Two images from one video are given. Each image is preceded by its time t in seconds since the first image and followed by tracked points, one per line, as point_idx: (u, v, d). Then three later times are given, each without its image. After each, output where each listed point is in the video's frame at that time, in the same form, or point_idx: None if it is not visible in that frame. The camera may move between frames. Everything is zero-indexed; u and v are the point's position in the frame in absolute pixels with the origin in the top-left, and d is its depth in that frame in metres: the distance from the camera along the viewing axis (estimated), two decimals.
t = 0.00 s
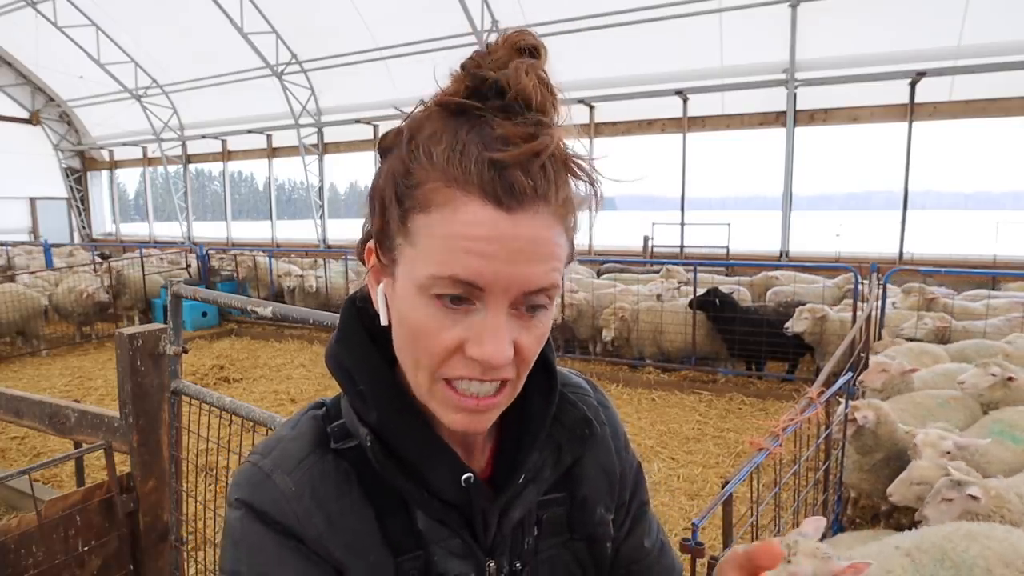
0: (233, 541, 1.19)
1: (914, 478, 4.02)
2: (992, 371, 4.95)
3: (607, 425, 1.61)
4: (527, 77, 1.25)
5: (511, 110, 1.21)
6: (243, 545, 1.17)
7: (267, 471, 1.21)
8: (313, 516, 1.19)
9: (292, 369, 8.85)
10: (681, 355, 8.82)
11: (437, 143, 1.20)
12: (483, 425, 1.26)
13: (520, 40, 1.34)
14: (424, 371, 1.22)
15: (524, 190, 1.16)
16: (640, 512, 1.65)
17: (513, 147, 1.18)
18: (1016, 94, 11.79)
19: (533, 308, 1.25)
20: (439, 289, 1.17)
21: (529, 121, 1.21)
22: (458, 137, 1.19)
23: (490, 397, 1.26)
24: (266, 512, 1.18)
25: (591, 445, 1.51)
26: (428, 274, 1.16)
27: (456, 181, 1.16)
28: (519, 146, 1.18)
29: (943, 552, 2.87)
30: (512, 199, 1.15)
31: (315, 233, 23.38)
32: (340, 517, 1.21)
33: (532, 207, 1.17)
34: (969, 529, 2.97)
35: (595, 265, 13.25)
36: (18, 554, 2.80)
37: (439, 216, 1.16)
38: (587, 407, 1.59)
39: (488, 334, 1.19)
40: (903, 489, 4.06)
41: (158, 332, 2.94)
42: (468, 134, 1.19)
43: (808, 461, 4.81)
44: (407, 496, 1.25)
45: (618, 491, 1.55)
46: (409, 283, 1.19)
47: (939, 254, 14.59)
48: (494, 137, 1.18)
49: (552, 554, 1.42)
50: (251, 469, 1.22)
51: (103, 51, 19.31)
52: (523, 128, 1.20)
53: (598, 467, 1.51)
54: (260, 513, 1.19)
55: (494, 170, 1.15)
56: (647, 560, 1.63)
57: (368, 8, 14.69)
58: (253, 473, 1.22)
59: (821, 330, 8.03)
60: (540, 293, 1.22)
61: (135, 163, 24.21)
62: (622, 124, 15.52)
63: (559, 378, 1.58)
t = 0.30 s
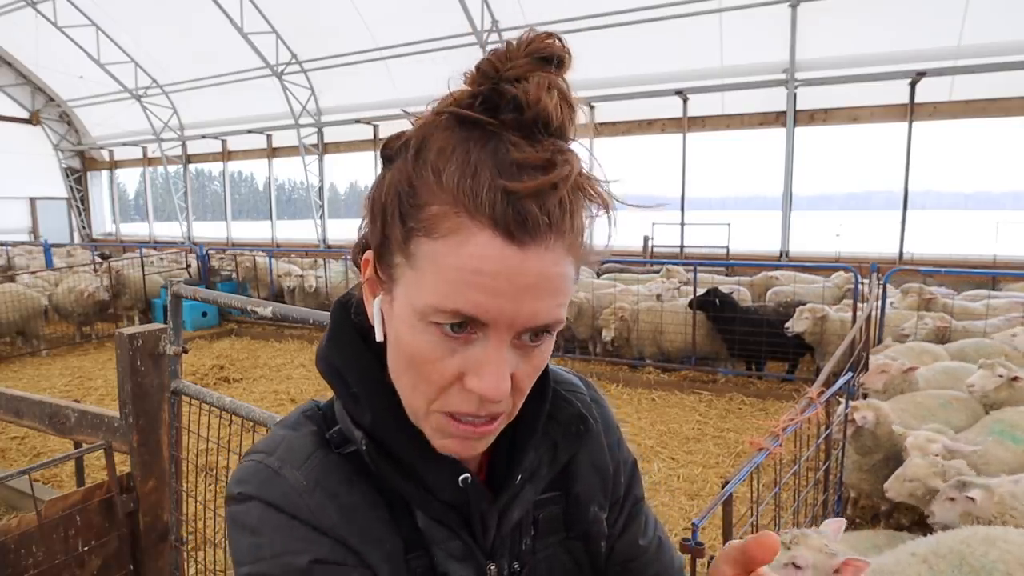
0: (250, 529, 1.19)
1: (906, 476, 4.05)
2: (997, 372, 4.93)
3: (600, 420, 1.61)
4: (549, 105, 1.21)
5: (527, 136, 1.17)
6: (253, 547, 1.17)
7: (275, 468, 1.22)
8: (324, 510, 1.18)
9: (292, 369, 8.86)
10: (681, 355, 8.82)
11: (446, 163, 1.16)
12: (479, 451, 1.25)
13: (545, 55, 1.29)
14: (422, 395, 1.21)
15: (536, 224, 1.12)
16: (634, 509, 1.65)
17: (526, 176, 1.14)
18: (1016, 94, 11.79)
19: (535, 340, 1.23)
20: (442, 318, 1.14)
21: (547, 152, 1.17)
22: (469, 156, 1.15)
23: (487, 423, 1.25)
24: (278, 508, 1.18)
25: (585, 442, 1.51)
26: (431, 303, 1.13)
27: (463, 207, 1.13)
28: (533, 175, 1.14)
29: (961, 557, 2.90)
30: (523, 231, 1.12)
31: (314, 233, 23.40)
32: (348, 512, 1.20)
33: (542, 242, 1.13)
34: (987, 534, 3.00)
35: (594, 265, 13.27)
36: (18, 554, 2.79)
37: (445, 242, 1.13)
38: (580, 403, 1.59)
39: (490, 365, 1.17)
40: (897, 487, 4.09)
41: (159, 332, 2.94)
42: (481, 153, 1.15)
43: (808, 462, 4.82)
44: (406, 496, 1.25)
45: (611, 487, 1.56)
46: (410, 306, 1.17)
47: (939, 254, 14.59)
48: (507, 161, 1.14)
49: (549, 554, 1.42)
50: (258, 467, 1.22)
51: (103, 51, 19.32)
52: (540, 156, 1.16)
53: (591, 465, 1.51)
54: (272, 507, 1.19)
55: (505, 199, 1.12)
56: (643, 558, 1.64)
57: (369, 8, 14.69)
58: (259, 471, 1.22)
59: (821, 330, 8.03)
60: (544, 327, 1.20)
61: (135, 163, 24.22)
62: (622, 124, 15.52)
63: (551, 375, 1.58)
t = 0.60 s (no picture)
0: (232, 565, 1.21)
1: (894, 475, 4.04)
2: (1001, 373, 4.92)
3: (611, 436, 1.60)
4: (505, 72, 1.31)
5: (491, 104, 1.27)
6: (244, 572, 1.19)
7: (264, 495, 1.23)
8: (312, 540, 1.20)
9: (292, 369, 8.86)
10: (681, 355, 8.83)
11: (423, 140, 1.25)
12: (495, 422, 1.26)
13: (492, 42, 1.41)
14: (431, 369, 1.23)
15: (515, 172, 1.21)
16: (645, 523, 1.65)
17: (497, 135, 1.24)
18: (1016, 94, 11.79)
19: (533, 296, 1.28)
20: (440, 282, 1.19)
21: (511, 113, 1.27)
22: (445, 132, 1.25)
23: (502, 389, 1.26)
24: (265, 538, 1.20)
25: (596, 458, 1.51)
26: (428, 268, 1.19)
27: (447, 174, 1.21)
28: (502, 134, 1.25)
29: (961, 558, 2.91)
30: (505, 182, 1.20)
31: (314, 233, 23.41)
32: (342, 542, 1.21)
33: (524, 192, 1.22)
34: (988, 535, 3.00)
35: (594, 265, 13.27)
36: (18, 554, 2.80)
37: (434, 207, 1.20)
38: (592, 418, 1.59)
39: (496, 322, 1.21)
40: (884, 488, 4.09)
41: (159, 332, 2.95)
42: (452, 128, 1.25)
43: (808, 462, 4.82)
44: (408, 518, 1.25)
45: (623, 503, 1.56)
46: (407, 279, 1.22)
47: (939, 254, 14.58)
48: (477, 130, 1.24)
49: (555, 568, 1.42)
50: (247, 493, 1.24)
51: (103, 51, 19.32)
52: (506, 118, 1.26)
53: (601, 482, 1.51)
54: (256, 538, 1.20)
55: (483, 157, 1.21)
56: (651, 571, 1.64)
57: (369, 8, 14.70)
58: (248, 497, 1.23)
59: (821, 330, 8.02)
60: (539, 280, 1.26)
61: (135, 163, 24.22)
62: (622, 124, 15.52)
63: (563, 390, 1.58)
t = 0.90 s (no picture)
0: (229, 558, 1.22)
1: (890, 472, 4.04)
2: (1004, 374, 4.91)
3: (604, 428, 1.60)
4: (468, 68, 1.37)
5: (455, 96, 1.33)
6: (240, 563, 1.21)
7: (258, 488, 1.24)
8: (306, 532, 1.21)
9: (292, 369, 8.86)
10: (681, 355, 8.83)
11: (392, 135, 1.31)
12: (471, 394, 1.27)
13: (456, 45, 1.47)
14: (405, 347, 1.25)
15: (477, 151, 1.25)
16: (639, 515, 1.65)
17: (458, 119, 1.29)
18: (1016, 94, 11.78)
19: (506, 271, 1.30)
20: (412, 259, 1.22)
21: (473, 101, 1.33)
22: (412, 125, 1.31)
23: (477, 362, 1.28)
24: (261, 531, 1.21)
25: (589, 449, 1.51)
26: (400, 248, 1.23)
27: (414, 159, 1.25)
28: (464, 119, 1.30)
29: (955, 554, 2.91)
30: (467, 160, 1.24)
31: (314, 233, 23.42)
32: (334, 532, 1.22)
33: (487, 168, 1.25)
34: (984, 532, 3.00)
35: (594, 265, 13.28)
36: (18, 554, 2.80)
37: (402, 190, 1.24)
38: (585, 411, 1.59)
39: (467, 294, 1.23)
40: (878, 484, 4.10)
41: (158, 331, 2.94)
42: (419, 121, 1.31)
43: (808, 462, 4.82)
44: (402, 506, 1.26)
45: (617, 494, 1.55)
46: (383, 262, 1.25)
47: (939, 254, 14.57)
48: (441, 119, 1.30)
49: (549, 559, 1.43)
50: (243, 486, 1.25)
51: (103, 51, 19.31)
52: (468, 108, 1.32)
53: (596, 473, 1.51)
54: (251, 531, 1.22)
55: (447, 139, 1.26)
56: (645, 563, 1.65)
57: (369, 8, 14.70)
58: (244, 490, 1.25)
59: (821, 330, 8.02)
60: (510, 252, 1.28)
61: (135, 163, 24.19)
62: (622, 124, 15.51)
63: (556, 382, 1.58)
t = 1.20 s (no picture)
0: (227, 553, 1.22)
1: (890, 471, 4.05)
2: (1005, 375, 4.90)
3: (602, 426, 1.61)
4: (476, 71, 1.39)
5: (463, 98, 1.35)
6: (237, 557, 1.21)
7: (257, 481, 1.24)
8: (303, 526, 1.21)
9: (292, 369, 8.86)
10: (681, 356, 8.83)
11: (402, 132, 1.31)
12: (483, 386, 1.27)
13: (462, 50, 1.49)
14: (416, 341, 1.25)
15: (487, 148, 1.26)
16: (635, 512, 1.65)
17: (468, 118, 1.30)
18: (1016, 94, 11.79)
19: (512, 266, 1.30)
20: (424, 253, 1.23)
21: (482, 103, 1.34)
22: (422, 123, 1.31)
23: (488, 357, 1.28)
24: (258, 524, 1.21)
25: (586, 445, 1.52)
26: (412, 241, 1.23)
27: (425, 154, 1.26)
28: (473, 117, 1.30)
29: (952, 547, 2.91)
30: (477, 157, 1.25)
31: (314, 233, 23.43)
32: (330, 524, 1.22)
33: (497, 165, 1.26)
34: (979, 525, 2.99)
35: (595, 264, 13.32)
36: (18, 554, 2.79)
37: (414, 184, 1.24)
38: (582, 408, 1.59)
39: (477, 288, 1.22)
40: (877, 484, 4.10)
41: (158, 331, 2.94)
42: (429, 119, 1.31)
43: (808, 462, 4.83)
44: (399, 500, 1.26)
45: (614, 489, 1.55)
46: (393, 255, 1.25)
47: (938, 254, 14.58)
48: (452, 117, 1.31)
49: (549, 554, 1.42)
50: (242, 480, 1.25)
51: (103, 51, 19.31)
52: (477, 107, 1.33)
53: (593, 468, 1.50)
54: (249, 524, 1.22)
55: (458, 136, 1.26)
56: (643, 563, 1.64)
57: (369, 8, 14.70)
58: (243, 483, 1.25)
59: (821, 330, 8.02)
60: (518, 248, 1.28)
61: (135, 163, 24.19)
62: (622, 124, 15.51)
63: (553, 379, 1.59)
